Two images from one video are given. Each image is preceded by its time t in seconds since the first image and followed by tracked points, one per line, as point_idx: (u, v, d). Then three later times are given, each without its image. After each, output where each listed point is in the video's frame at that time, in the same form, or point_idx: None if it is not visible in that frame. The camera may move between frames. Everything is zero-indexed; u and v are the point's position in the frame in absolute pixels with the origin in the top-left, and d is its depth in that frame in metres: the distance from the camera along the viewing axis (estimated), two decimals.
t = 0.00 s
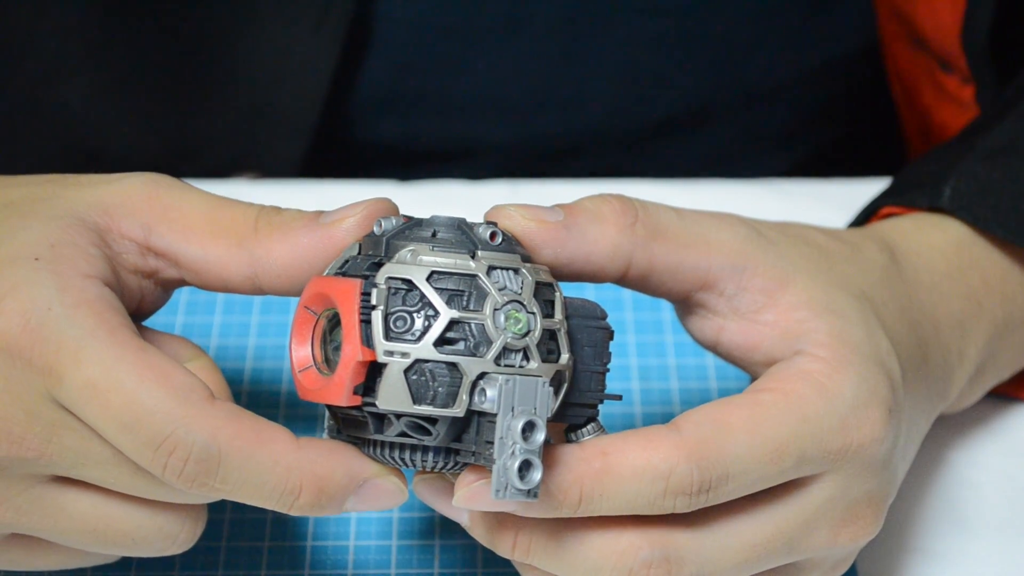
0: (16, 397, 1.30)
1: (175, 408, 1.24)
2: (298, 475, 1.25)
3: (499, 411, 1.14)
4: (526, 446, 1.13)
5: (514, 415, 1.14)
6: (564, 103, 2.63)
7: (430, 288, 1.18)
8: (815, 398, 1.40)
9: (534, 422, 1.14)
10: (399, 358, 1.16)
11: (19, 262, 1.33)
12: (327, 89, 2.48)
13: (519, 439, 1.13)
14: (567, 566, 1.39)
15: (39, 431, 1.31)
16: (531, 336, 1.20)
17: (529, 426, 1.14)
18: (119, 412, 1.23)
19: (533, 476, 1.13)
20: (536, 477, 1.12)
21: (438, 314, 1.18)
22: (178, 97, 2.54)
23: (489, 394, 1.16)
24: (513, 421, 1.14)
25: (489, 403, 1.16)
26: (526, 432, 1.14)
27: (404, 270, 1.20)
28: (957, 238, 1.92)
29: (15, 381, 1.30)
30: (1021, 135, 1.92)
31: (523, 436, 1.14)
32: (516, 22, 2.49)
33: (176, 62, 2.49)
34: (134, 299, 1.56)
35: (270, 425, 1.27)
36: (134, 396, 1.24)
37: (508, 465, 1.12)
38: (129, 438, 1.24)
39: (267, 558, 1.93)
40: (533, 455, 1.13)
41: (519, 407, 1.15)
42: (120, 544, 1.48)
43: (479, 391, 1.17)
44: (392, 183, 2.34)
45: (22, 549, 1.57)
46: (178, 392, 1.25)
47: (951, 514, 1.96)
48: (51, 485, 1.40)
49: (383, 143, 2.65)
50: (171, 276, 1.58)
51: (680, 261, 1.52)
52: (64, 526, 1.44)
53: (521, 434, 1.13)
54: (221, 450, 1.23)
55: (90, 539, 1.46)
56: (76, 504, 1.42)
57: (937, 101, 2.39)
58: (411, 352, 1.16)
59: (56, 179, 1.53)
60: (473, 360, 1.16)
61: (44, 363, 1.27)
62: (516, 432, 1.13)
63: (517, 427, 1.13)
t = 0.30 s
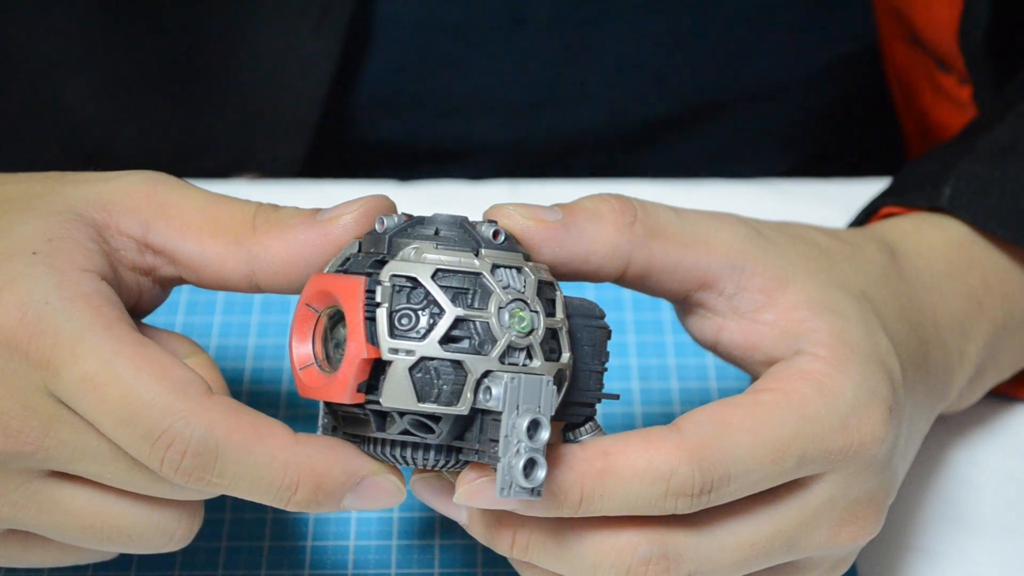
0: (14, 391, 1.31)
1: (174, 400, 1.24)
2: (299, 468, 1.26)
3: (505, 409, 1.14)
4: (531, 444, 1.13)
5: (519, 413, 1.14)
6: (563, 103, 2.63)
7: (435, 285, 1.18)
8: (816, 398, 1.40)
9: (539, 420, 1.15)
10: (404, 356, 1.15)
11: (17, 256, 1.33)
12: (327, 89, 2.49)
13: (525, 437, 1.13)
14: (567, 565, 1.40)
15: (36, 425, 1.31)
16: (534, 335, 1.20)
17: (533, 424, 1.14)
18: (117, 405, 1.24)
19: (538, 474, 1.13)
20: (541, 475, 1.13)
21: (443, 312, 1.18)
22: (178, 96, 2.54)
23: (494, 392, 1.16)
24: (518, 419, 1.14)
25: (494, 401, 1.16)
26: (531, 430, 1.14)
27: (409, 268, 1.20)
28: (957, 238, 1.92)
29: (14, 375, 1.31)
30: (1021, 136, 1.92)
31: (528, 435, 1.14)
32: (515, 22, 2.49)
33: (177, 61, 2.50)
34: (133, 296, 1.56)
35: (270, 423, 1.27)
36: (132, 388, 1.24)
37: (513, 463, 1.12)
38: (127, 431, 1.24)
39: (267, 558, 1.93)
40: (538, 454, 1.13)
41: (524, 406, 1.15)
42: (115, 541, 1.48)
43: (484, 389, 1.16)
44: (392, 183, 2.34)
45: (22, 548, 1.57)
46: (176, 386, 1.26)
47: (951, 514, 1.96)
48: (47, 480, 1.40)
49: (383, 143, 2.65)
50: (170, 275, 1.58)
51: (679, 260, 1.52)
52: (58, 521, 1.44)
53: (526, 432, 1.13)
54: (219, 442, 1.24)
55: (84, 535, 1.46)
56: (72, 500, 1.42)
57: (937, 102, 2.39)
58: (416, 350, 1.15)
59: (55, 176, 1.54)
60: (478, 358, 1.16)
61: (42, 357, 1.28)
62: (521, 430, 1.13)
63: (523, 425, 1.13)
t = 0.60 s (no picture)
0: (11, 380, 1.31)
1: (169, 385, 1.25)
2: (287, 460, 1.23)
3: (511, 404, 1.15)
4: (536, 439, 1.14)
5: (525, 408, 1.16)
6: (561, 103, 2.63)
7: (439, 281, 1.19)
8: (816, 396, 1.40)
9: (545, 415, 1.16)
10: (410, 352, 1.16)
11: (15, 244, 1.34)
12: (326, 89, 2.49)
13: (531, 432, 1.15)
14: (569, 563, 1.40)
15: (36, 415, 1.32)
16: (538, 330, 1.21)
17: (539, 419, 1.15)
18: (115, 392, 1.24)
19: (544, 469, 1.14)
20: (547, 470, 1.14)
21: (448, 308, 1.18)
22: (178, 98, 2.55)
23: (499, 387, 1.16)
24: (524, 414, 1.15)
25: (500, 397, 1.16)
26: (537, 425, 1.15)
27: (413, 264, 1.20)
28: (955, 237, 1.93)
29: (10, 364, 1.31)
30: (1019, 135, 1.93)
31: (534, 429, 1.15)
32: (514, 23, 2.49)
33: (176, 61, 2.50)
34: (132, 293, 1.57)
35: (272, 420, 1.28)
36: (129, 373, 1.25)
37: (519, 458, 1.13)
38: (124, 420, 1.25)
39: (267, 558, 1.93)
40: (544, 448, 1.14)
41: (530, 401, 1.16)
42: (101, 536, 1.48)
43: (490, 384, 1.17)
44: (391, 183, 2.34)
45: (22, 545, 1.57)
46: (171, 372, 1.26)
47: (951, 512, 1.96)
48: (38, 468, 1.40)
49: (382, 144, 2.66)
50: (167, 272, 1.58)
51: (678, 258, 1.53)
52: (45, 512, 1.44)
53: (532, 427, 1.14)
54: (209, 429, 1.23)
55: (71, 528, 1.47)
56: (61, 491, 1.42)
57: (932, 104, 2.39)
58: (422, 346, 1.16)
59: (52, 171, 1.55)
60: (483, 354, 1.17)
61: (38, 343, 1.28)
62: (528, 425, 1.14)
63: (529, 420, 1.14)
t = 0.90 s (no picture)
0: None
1: (67, 319, 1.11)
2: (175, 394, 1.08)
3: (512, 405, 1.15)
4: (538, 440, 1.15)
5: (526, 408, 1.16)
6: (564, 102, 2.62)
7: (440, 282, 1.19)
8: (818, 398, 1.40)
9: (546, 415, 1.17)
10: (411, 352, 1.16)
11: None
12: (327, 89, 2.48)
13: (532, 433, 1.15)
14: (568, 564, 1.40)
15: None
16: (539, 330, 1.21)
17: (541, 420, 1.16)
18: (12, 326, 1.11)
19: (545, 469, 1.15)
20: (548, 471, 1.14)
21: (450, 308, 1.18)
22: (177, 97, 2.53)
23: (501, 387, 1.16)
24: (526, 415, 1.16)
25: (501, 397, 1.16)
26: (538, 426, 1.16)
27: (414, 264, 1.20)
28: (957, 238, 1.93)
29: None
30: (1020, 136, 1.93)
31: (535, 430, 1.16)
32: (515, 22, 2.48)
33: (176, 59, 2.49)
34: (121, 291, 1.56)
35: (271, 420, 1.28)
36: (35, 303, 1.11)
37: (520, 459, 1.14)
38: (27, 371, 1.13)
39: (267, 558, 1.90)
40: (545, 449, 1.15)
41: (531, 401, 1.16)
42: None
43: (491, 384, 1.17)
44: (393, 184, 2.34)
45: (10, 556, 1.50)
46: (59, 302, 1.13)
47: (950, 513, 1.97)
48: None
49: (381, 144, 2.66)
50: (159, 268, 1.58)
51: (677, 258, 1.53)
52: None
53: (534, 427, 1.15)
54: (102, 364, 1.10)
55: None
56: None
57: (939, 114, 2.42)
58: (423, 346, 1.16)
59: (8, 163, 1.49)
60: (485, 354, 1.17)
61: None
62: (529, 425, 1.15)
63: (530, 421, 1.15)
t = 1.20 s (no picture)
0: None
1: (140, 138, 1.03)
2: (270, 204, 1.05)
3: (508, 401, 1.15)
4: (535, 435, 1.15)
5: (522, 405, 1.16)
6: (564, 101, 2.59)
7: (434, 280, 1.19)
8: (816, 397, 1.40)
9: (542, 411, 1.17)
10: (406, 351, 1.16)
11: None
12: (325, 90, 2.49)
13: (529, 429, 1.15)
14: (566, 563, 1.40)
15: None
16: (534, 327, 1.21)
17: (537, 415, 1.16)
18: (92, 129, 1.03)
19: (543, 465, 1.14)
20: (545, 466, 1.14)
21: (444, 306, 1.18)
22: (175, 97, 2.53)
23: (497, 384, 1.16)
24: (521, 411, 1.16)
25: (497, 393, 1.16)
26: (535, 421, 1.16)
27: (408, 264, 1.20)
28: (956, 238, 1.93)
29: None
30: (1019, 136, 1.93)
31: (532, 426, 1.16)
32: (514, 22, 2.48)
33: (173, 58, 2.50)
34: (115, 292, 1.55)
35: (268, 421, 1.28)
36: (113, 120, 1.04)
37: (517, 455, 1.14)
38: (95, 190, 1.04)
39: (266, 558, 1.89)
40: (542, 444, 1.15)
41: (527, 397, 1.16)
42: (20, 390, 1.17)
43: (487, 381, 1.17)
44: (392, 184, 2.35)
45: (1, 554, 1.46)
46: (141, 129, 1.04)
47: (950, 512, 1.96)
48: None
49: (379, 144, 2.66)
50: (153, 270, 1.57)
51: (673, 258, 1.53)
52: None
53: (530, 423, 1.15)
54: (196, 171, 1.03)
55: None
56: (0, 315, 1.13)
57: (937, 110, 2.42)
58: (418, 345, 1.16)
59: None
60: (479, 351, 1.17)
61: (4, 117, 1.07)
62: (525, 421, 1.15)
63: (527, 417, 1.15)
